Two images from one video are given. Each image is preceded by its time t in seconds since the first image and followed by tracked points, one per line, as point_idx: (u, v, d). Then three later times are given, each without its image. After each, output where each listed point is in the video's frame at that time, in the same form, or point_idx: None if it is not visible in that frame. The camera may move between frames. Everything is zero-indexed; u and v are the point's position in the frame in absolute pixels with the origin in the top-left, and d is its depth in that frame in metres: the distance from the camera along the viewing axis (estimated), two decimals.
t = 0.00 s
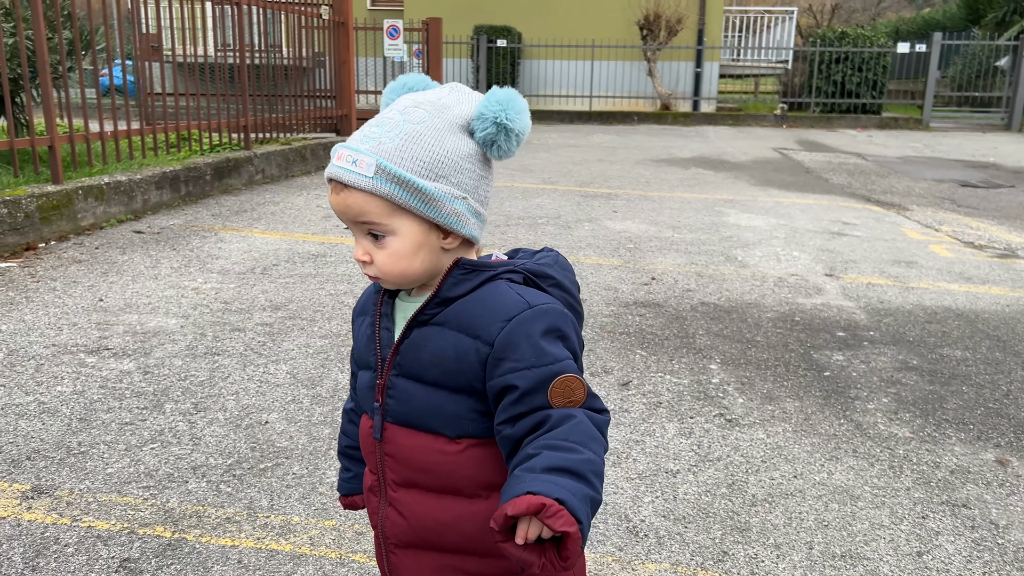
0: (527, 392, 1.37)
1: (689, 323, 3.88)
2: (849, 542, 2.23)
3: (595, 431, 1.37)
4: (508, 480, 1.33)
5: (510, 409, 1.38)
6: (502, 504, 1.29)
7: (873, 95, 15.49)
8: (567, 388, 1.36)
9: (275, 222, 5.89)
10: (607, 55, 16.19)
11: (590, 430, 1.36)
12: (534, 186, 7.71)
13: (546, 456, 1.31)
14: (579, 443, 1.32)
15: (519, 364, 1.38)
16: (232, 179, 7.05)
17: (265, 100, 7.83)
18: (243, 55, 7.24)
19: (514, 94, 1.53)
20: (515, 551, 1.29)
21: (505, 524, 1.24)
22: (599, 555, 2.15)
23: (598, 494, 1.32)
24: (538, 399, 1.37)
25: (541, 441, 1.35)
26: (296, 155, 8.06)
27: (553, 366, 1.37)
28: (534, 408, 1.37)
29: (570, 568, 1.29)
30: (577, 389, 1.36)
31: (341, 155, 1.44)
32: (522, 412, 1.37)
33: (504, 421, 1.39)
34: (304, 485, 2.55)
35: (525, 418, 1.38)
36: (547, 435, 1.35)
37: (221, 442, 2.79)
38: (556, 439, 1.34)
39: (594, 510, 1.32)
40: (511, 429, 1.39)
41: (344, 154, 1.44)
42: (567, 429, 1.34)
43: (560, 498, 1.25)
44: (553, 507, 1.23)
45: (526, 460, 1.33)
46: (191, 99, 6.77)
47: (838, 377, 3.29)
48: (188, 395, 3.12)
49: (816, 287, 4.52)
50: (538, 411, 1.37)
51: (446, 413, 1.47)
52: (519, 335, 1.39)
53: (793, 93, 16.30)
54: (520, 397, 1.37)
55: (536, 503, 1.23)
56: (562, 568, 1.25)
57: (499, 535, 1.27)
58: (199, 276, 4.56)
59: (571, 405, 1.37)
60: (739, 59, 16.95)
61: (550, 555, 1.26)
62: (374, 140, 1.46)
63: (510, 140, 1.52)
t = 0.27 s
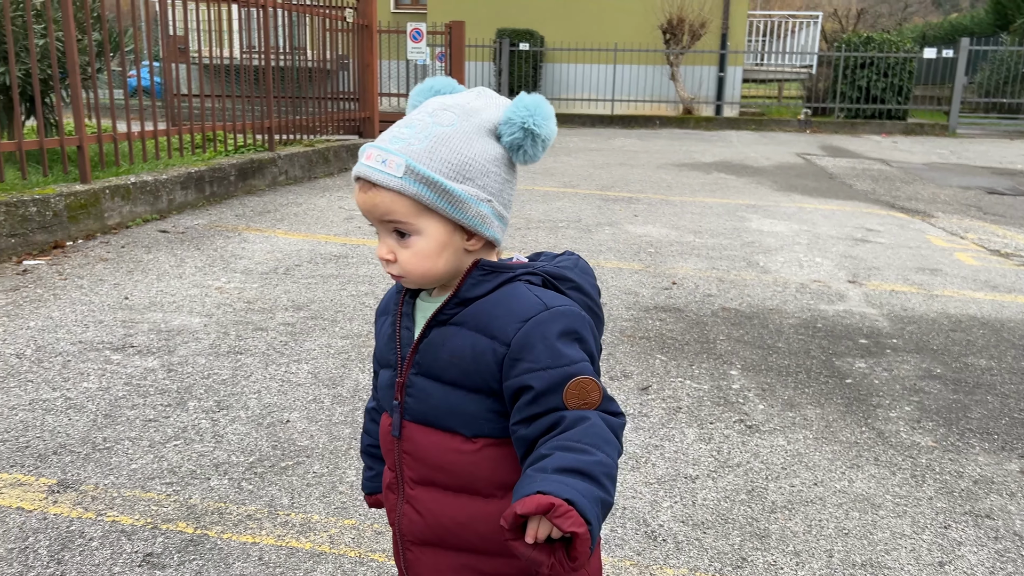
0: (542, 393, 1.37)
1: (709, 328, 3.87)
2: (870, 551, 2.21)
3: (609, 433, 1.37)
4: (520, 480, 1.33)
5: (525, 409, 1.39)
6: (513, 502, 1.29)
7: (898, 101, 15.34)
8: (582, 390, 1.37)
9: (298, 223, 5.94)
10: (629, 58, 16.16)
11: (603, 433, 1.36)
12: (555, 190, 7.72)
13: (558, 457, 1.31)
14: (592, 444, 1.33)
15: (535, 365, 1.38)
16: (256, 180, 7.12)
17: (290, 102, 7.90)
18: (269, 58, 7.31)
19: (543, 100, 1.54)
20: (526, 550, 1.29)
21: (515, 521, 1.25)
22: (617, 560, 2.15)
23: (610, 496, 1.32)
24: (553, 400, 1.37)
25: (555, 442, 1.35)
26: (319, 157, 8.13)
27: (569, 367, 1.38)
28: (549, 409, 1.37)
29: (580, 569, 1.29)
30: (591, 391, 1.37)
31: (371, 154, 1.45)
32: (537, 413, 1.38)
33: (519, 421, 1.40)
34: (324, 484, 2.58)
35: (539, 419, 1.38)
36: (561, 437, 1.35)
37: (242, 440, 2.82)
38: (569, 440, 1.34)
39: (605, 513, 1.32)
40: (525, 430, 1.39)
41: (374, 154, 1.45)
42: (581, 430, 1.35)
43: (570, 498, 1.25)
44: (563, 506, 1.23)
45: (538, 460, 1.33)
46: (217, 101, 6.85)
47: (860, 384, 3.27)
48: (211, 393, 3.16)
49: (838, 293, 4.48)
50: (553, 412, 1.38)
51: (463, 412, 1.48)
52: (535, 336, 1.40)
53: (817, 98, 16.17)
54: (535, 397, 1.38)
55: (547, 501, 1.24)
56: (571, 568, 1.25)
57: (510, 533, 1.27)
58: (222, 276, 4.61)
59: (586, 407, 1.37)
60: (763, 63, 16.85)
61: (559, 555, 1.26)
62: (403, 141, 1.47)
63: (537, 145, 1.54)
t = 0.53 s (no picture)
0: (562, 391, 1.37)
1: (729, 334, 3.85)
2: (891, 560, 2.19)
3: (627, 433, 1.37)
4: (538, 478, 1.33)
5: (544, 408, 1.39)
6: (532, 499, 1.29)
7: (923, 106, 15.18)
8: (601, 389, 1.37)
9: (319, 224, 5.98)
10: (651, 62, 16.13)
11: (622, 432, 1.36)
12: (575, 193, 7.71)
13: (577, 455, 1.31)
14: (610, 443, 1.33)
15: (555, 364, 1.38)
16: (278, 181, 7.19)
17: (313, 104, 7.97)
18: (292, 60, 7.38)
19: (571, 104, 1.56)
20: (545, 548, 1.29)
21: (534, 517, 1.25)
22: (634, 564, 2.14)
23: (628, 495, 1.32)
24: (572, 399, 1.37)
25: (573, 441, 1.35)
26: (340, 159, 8.19)
27: (588, 367, 1.38)
28: (568, 408, 1.37)
29: (598, 566, 1.28)
30: (611, 391, 1.37)
31: (400, 151, 1.46)
32: (556, 412, 1.38)
33: (538, 420, 1.40)
34: (343, 483, 2.59)
35: (558, 418, 1.38)
36: (580, 435, 1.35)
37: (263, 439, 2.85)
38: (587, 439, 1.34)
39: (623, 512, 1.32)
40: (544, 428, 1.40)
41: (403, 151, 1.45)
42: (600, 429, 1.35)
43: (588, 496, 1.25)
44: (581, 503, 1.23)
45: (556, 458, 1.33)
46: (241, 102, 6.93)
47: (881, 392, 3.24)
48: (232, 391, 3.19)
49: (860, 300, 4.44)
50: (572, 411, 1.38)
51: (482, 410, 1.49)
52: (555, 334, 1.40)
53: (840, 103, 16.04)
54: (554, 396, 1.38)
55: (565, 497, 1.24)
56: (589, 564, 1.25)
57: (528, 529, 1.27)
58: (244, 275, 4.65)
59: (605, 406, 1.37)
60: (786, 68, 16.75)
61: (577, 553, 1.26)
62: (432, 139, 1.48)
63: (563, 148, 1.55)
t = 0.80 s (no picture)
0: (575, 394, 1.37)
1: (749, 339, 3.83)
2: (911, 569, 2.17)
3: (639, 438, 1.37)
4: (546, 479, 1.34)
5: (557, 409, 1.39)
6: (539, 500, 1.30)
7: (946, 111, 15.04)
8: (615, 393, 1.36)
9: (339, 225, 6.02)
10: (670, 66, 16.09)
11: (633, 437, 1.36)
12: (594, 196, 7.71)
13: (587, 458, 1.32)
14: (620, 448, 1.33)
15: (569, 366, 1.38)
16: (299, 183, 7.25)
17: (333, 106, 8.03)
18: (314, 62, 7.44)
19: (597, 109, 1.57)
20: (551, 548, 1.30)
21: (541, 518, 1.25)
22: (651, 570, 2.14)
23: (636, 501, 1.32)
24: (585, 401, 1.37)
25: (585, 443, 1.35)
26: (360, 160, 8.24)
27: (603, 370, 1.38)
28: (581, 410, 1.37)
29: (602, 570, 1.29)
30: (624, 395, 1.36)
31: (427, 148, 1.47)
32: (569, 413, 1.38)
33: (551, 421, 1.40)
34: (362, 483, 2.61)
35: (571, 419, 1.38)
36: (591, 439, 1.35)
37: (283, 438, 2.87)
38: (598, 443, 1.34)
39: (630, 516, 1.32)
40: (557, 430, 1.40)
41: (430, 148, 1.46)
42: (611, 433, 1.35)
43: (596, 500, 1.25)
44: (588, 507, 1.24)
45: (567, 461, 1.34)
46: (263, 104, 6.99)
47: (903, 399, 3.21)
48: (253, 391, 3.22)
49: (881, 306, 4.41)
50: (585, 413, 1.38)
51: (496, 408, 1.49)
52: (570, 336, 1.40)
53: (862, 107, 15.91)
54: (567, 398, 1.38)
55: (572, 500, 1.24)
56: (593, 568, 1.25)
57: (535, 530, 1.28)
58: (265, 276, 4.69)
59: (618, 410, 1.37)
60: (807, 72, 16.65)
61: (582, 555, 1.27)
62: (459, 137, 1.49)
63: (587, 151, 1.56)
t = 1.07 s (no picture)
0: (588, 392, 1.38)
1: (767, 343, 3.82)
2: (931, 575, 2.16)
3: (652, 437, 1.38)
4: (560, 476, 1.35)
5: (570, 408, 1.40)
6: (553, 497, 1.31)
7: (968, 116, 14.89)
8: (628, 393, 1.37)
9: (358, 226, 6.07)
10: (689, 69, 16.05)
11: (646, 436, 1.37)
12: (612, 199, 7.71)
13: (600, 456, 1.33)
14: (633, 446, 1.34)
15: (583, 365, 1.39)
16: (318, 184, 7.31)
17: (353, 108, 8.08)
18: (334, 65, 7.49)
19: (613, 111, 1.59)
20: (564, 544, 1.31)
21: (554, 515, 1.27)
22: (668, 572, 2.14)
23: (649, 499, 1.33)
24: (599, 400, 1.38)
25: (598, 441, 1.36)
26: (379, 162, 8.30)
27: (616, 369, 1.38)
28: (594, 409, 1.38)
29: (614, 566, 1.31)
30: (638, 395, 1.37)
31: (446, 149, 1.48)
32: (582, 412, 1.39)
33: (564, 419, 1.41)
34: (380, 482, 2.63)
35: (584, 418, 1.39)
36: (605, 437, 1.36)
37: (302, 436, 2.90)
38: (611, 441, 1.35)
39: (643, 514, 1.33)
40: (570, 428, 1.41)
41: (449, 149, 1.48)
42: (625, 432, 1.36)
43: (608, 497, 1.27)
44: (602, 504, 1.25)
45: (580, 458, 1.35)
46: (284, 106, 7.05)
47: (923, 405, 3.19)
48: (273, 389, 3.25)
49: (902, 311, 4.39)
50: (598, 412, 1.38)
51: (510, 407, 1.50)
52: (585, 335, 1.41)
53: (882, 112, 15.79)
54: (580, 397, 1.39)
55: (585, 497, 1.26)
56: (605, 565, 1.27)
57: (547, 526, 1.29)
58: (285, 276, 4.74)
59: (631, 410, 1.38)
60: (827, 76, 16.55)
61: (595, 552, 1.28)
62: (478, 138, 1.50)
63: (603, 153, 1.57)
